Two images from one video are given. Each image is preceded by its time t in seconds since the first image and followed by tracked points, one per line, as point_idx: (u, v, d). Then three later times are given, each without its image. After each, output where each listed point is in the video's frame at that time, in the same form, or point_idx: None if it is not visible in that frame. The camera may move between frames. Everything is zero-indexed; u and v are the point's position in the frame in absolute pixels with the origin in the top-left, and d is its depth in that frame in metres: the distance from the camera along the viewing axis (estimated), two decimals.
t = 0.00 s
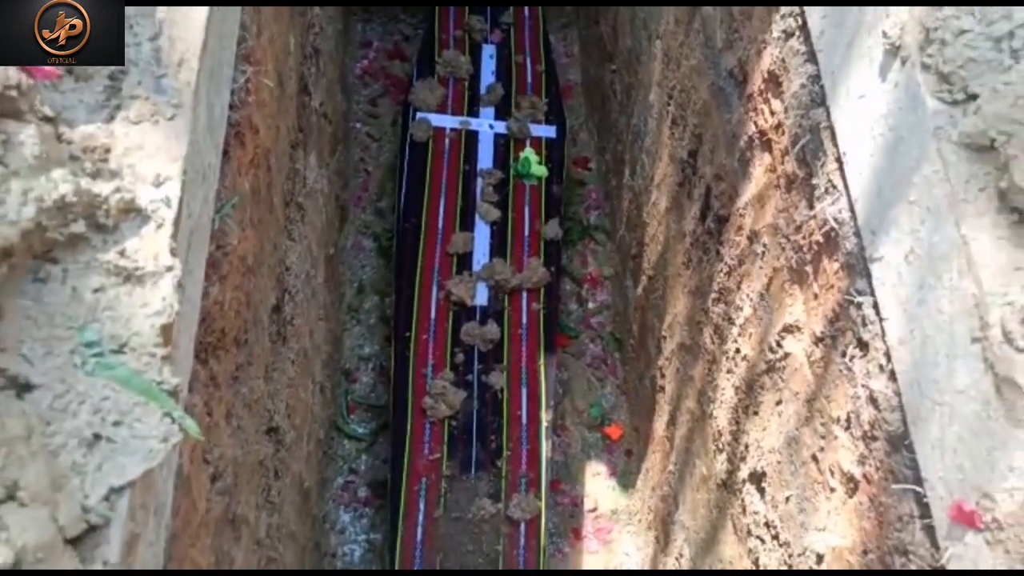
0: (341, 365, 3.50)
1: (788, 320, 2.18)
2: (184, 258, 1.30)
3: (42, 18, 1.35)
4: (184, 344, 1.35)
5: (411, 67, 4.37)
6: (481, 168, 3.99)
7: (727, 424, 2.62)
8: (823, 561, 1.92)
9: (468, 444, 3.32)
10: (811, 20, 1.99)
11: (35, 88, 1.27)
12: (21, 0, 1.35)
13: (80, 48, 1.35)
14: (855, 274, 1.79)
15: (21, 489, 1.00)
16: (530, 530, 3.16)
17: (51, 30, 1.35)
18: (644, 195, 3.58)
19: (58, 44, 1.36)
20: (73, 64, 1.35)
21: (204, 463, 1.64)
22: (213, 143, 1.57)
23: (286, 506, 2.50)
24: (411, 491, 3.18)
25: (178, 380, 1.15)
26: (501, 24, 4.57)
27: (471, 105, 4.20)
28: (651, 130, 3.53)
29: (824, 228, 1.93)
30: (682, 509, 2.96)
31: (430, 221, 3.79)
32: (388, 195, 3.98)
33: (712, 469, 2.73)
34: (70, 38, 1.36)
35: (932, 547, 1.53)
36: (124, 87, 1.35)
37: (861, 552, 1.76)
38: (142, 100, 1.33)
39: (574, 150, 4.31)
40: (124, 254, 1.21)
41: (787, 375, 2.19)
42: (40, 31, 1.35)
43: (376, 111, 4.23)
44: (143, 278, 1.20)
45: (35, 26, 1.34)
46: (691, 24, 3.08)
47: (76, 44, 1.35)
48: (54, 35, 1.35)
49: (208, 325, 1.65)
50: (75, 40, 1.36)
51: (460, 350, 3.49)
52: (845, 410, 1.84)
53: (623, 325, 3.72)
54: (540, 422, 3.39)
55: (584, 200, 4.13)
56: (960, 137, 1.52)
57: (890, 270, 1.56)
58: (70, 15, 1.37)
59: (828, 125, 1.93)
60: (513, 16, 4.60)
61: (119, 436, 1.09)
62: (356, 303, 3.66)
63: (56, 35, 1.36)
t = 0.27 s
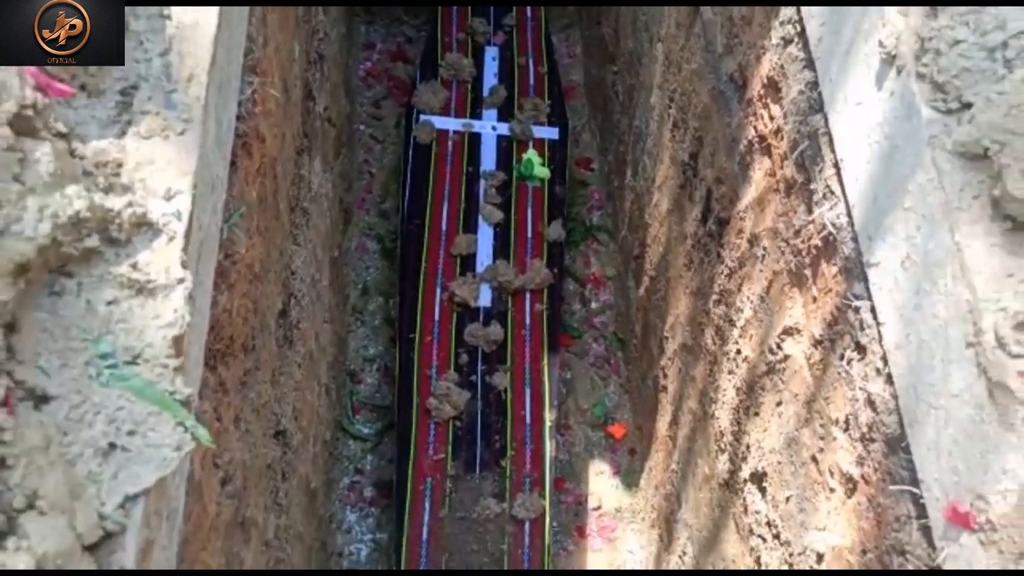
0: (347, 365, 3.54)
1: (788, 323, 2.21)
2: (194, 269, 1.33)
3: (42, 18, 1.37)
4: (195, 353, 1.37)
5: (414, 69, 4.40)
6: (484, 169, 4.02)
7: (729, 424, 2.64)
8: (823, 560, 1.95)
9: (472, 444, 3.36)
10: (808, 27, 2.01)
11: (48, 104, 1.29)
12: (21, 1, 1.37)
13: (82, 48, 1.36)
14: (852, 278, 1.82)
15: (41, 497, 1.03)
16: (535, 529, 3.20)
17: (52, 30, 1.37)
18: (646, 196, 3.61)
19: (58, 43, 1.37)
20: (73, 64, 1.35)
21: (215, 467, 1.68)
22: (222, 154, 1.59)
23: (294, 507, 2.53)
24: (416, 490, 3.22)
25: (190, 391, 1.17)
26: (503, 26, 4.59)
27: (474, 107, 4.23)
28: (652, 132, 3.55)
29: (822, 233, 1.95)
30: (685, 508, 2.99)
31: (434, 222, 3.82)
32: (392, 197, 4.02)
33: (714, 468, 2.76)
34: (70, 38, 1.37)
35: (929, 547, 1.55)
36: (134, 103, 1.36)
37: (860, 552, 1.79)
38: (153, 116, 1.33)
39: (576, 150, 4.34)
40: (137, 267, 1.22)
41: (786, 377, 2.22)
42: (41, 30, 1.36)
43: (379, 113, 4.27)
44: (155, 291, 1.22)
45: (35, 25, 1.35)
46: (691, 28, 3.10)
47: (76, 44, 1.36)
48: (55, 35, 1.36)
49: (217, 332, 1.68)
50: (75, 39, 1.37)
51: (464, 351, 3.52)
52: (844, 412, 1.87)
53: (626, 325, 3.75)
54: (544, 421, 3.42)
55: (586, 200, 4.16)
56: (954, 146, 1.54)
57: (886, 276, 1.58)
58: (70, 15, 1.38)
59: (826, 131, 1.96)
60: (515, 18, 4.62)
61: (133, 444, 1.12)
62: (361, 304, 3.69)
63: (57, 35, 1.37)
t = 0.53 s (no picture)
0: (352, 365, 3.59)
1: (785, 321, 2.25)
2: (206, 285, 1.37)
3: (42, 18, 1.40)
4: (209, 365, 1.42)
5: (415, 69, 4.43)
6: (485, 169, 4.06)
7: (729, 420, 2.69)
8: (821, 553, 2.00)
9: (477, 442, 3.41)
10: (801, 33, 2.04)
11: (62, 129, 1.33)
12: (21, 2, 1.40)
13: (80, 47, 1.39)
14: (846, 279, 1.86)
15: (66, 511, 1.06)
16: (541, 525, 3.25)
17: (51, 30, 1.39)
18: (646, 195, 3.65)
19: (58, 43, 1.39)
20: (73, 64, 1.37)
21: (227, 473, 1.73)
22: (229, 171, 1.63)
23: (303, 508, 2.59)
24: (423, 489, 3.26)
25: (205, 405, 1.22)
26: (502, 25, 4.62)
27: (475, 107, 4.27)
28: (651, 130, 3.59)
29: (817, 234, 1.99)
30: (688, 502, 3.04)
31: (436, 223, 3.85)
32: (394, 197, 4.06)
33: (715, 463, 2.80)
34: (70, 38, 1.39)
35: (921, 541, 1.60)
36: (146, 124, 1.40)
37: (855, 546, 1.83)
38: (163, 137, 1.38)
39: (577, 148, 4.38)
40: (152, 286, 1.27)
41: (784, 374, 2.26)
42: (40, 31, 1.39)
43: (380, 114, 4.31)
44: (169, 308, 1.26)
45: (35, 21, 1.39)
46: (688, 29, 3.14)
47: (76, 44, 1.39)
48: (55, 35, 1.39)
49: (227, 341, 1.73)
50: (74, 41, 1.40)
51: (468, 350, 3.57)
52: (839, 409, 1.91)
53: (628, 321, 3.79)
54: (548, 418, 3.46)
55: (587, 198, 4.20)
56: (942, 152, 1.55)
57: (878, 277, 1.62)
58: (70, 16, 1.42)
59: (819, 135, 1.99)
60: (514, 17, 4.65)
61: (151, 457, 1.16)
62: (365, 304, 3.74)
63: (56, 35, 1.39)
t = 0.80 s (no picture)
0: (350, 368, 3.61)
1: (777, 323, 2.28)
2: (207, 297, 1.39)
3: (42, 18, 1.42)
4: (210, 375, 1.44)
5: (410, 71, 4.45)
6: (480, 171, 4.09)
7: (724, 420, 2.72)
8: (814, 553, 2.03)
9: (475, 443, 3.43)
10: (790, 39, 2.06)
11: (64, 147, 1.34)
12: (22, 2, 1.43)
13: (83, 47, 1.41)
14: (836, 282, 1.89)
15: (75, 522, 1.10)
16: (538, 525, 3.28)
17: (51, 30, 1.41)
18: (640, 196, 3.67)
19: (58, 44, 1.41)
20: (72, 64, 1.39)
21: (229, 480, 1.75)
22: (228, 182, 1.66)
23: (303, 511, 2.61)
24: (421, 491, 3.29)
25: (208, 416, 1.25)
26: (496, 27, 4.65)
27: (469, 109, 4.29)
28: (645, 132, 3.62)
29: (807, 238, 2.02)
30: (684, 502, 3.07)
31: (432, 226, 3.88)
32: (390, 199, 4.08)
33: (711, 463, 2.84)
34: (70, 38, 1.42)
35: (911, 540, 1.63)
36: (146, 138, 1.42)
37: (847, 545, 1.87)
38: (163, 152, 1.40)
39: (572, 148, 4.41)
40: (154, 299, 1.30)
41: (777, 376, 2.30)
42: (40, 31, 1.41)
43: (375, 116, 4.33)
44: (171, 321, 1.29)
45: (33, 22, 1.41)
46: (680, 32, 3.16)
47: (76, 44, 1.41)
48: (54, 35, 1.41)
49: (228, 350, 1.75)
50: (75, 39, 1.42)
51: (465, 351, 3.60)
52: (830, 411, 1.94)
53: (624, 321, 3.82)
54: (545, 419, 3.48)
55: (582, 198, 4.23)
56: (927, 159, 1.57)
57: (867, 281, 1.64)
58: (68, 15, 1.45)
59: (809, 141, 2.02)
60: (508, 19, 4.67)
61: (156, 467, 1.19)
62: (362, 307, 3.76)
63: (56, 36, 1.41)
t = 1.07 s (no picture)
0: (347, 373, 3.65)
1: (766, 328, 2.33)
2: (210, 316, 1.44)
3: (42, 18, 1.47)
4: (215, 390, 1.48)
5: (403, 77, 4.49)
6: (474, 176, 4.13)
7: (716, 422, 2.78)
8: (804, 553, 2.08)
9: (472, 446, 3.48)
10: (774, 51, 2.11)
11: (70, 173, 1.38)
12: (21, 1, 1.48)
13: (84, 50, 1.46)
14: (821, 289, 1.94)
15: (88, 538, 1.13)
16: (535, 527, 3.33)
17: (51, 30, 1.46)
18: (632, 200, 3.72)
19: (58, 43, 1.46)
20: (74, 65, 1.45)
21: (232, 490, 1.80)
22: (228, 200, 1.69)
23: (303, 517, 2.66)
24: (419, 494, 3.34)
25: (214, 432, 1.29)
26: (488, 32, 4.69)
27: (462, 115, 4.33)
28: (636, 137, 3.67)
29: (794, 245, 2.08)
30: (678, 502, 3.13)
31: (427, 231, 3.92)
32: (385, 204, 4.11)
33: (704, 464, 2.89)
34: (70, 38, 1.46)
35: (894, 541, 1.69)
36: (148, 161, 1.46)
37: (834, 545, 1.92)
38: (165, 175, 1.44)
39: (564, 151, 4.45)
40: (159, 319, 1.34)
41: (766, 379, 2.35)
42: (41, 31, 1.46)
43: (369, 122, 4.37)
44: (176, 340, 1.34)
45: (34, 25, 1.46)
46: (668, 40, 3.21)
47: (77, 45, 1.46)
48: (54, 35, 1.46)
49: (230, 363, 1.79)
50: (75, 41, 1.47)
51: (461, 355, 3.64)
52: (817, 414, 2.00)
53: (618, 323, 3.87)
54: (541, 422, 3.53)
55: (575, 201, 4.27)
56: (906, 171, 1.61)
57: (850, 289, 1.70)
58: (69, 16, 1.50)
59: (794, 151, 2.07)
60: (499, 24, 4.71)
61: (164, 483, 1.24)
62: (359, 312, 3.81)
63: (56, 35, 1.46)
